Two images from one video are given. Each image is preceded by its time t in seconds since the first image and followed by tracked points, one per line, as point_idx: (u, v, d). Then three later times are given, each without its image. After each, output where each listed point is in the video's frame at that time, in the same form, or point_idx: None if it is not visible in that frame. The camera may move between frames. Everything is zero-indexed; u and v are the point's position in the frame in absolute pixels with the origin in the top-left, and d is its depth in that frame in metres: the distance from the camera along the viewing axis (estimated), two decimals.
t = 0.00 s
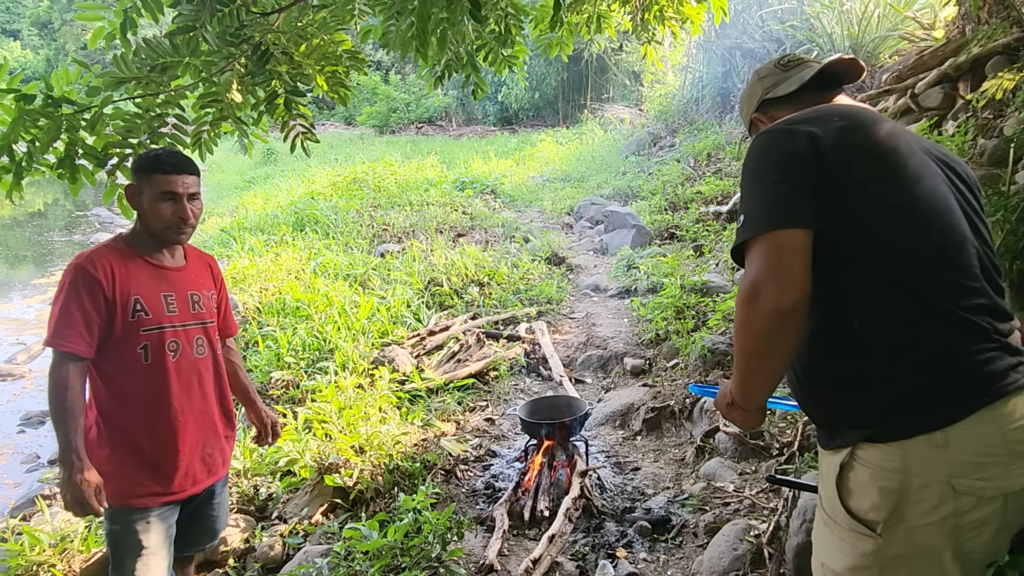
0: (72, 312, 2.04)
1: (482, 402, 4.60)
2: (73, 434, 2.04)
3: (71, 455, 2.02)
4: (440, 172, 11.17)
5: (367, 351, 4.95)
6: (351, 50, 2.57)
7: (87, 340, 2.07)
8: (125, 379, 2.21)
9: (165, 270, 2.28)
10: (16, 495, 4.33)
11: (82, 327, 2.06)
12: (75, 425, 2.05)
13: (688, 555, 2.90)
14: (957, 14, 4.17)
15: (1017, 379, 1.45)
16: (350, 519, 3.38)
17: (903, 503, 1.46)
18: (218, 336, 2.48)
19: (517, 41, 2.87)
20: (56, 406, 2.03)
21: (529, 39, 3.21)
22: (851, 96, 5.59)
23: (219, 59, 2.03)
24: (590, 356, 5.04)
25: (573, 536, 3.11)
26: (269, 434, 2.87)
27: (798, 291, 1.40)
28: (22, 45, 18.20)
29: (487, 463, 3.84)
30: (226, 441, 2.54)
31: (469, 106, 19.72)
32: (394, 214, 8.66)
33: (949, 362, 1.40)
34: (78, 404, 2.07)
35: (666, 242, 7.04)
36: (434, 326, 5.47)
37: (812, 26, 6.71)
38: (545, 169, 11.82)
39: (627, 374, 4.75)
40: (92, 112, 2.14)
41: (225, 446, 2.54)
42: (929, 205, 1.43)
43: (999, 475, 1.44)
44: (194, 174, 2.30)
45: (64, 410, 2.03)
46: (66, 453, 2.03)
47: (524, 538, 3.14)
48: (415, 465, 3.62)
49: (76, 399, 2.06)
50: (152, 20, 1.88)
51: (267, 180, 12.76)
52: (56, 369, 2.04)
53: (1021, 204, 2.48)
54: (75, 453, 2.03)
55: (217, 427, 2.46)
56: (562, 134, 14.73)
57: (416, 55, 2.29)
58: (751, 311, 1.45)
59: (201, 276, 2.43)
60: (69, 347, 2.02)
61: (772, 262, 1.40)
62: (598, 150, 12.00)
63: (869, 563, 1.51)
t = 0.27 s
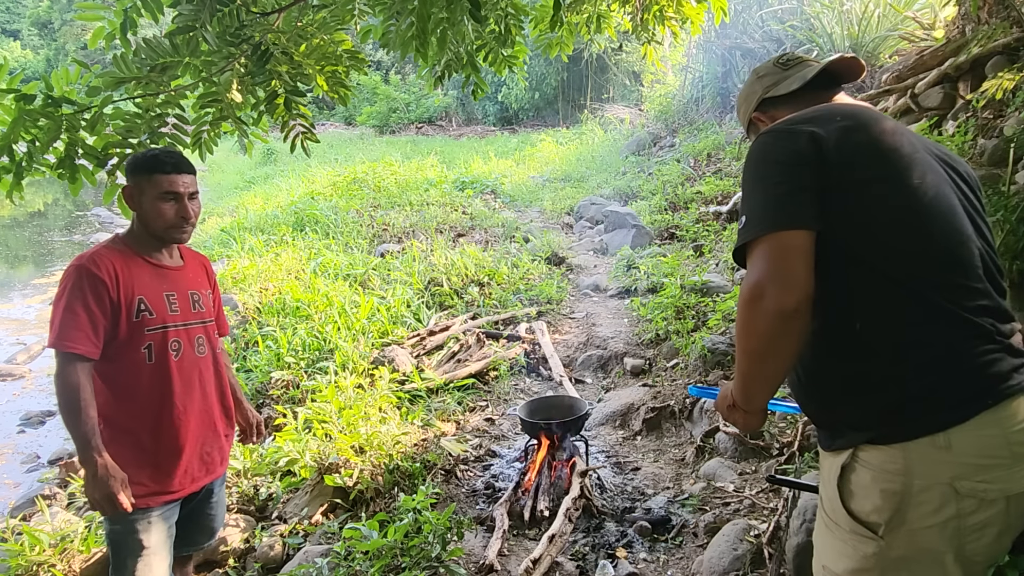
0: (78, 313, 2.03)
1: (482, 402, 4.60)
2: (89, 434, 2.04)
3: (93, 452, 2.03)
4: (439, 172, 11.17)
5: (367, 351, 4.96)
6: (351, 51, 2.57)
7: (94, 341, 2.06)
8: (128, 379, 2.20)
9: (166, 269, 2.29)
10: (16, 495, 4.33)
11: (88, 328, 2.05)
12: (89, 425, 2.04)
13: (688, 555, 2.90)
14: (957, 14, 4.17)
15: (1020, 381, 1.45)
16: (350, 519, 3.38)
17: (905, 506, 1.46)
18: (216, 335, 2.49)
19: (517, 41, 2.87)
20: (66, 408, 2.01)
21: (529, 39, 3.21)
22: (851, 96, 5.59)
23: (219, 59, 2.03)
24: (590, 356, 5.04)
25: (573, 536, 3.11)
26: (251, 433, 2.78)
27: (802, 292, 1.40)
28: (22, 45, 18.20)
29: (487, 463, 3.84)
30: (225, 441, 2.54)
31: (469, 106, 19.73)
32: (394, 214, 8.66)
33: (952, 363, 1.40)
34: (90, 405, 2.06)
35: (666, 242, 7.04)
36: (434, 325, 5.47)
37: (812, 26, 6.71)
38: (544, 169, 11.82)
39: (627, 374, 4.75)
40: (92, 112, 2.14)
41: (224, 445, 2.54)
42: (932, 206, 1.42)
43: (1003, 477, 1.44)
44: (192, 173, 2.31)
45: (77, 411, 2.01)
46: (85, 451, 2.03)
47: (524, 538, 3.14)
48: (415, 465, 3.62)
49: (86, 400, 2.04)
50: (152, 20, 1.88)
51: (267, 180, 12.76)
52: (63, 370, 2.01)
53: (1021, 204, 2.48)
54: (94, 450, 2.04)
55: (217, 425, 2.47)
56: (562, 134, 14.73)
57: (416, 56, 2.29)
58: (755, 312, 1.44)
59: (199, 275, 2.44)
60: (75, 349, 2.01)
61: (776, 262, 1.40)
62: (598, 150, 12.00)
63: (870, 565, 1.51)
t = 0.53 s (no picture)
0: (78, 313, 2.03)
1: (482, 402, 4.60)
2: (91, 433, 2.04)
3: (96, 452, 2.04)
4: (439, 172, 11.17)
5: (367, 351, 4.96)
6: (351, 50, 2.57)
7: (94, 341, 2.06)
8: (128, 379, 2.20)
9: (164, 269, 2.29)
10: (16, 495, 4.33)
11: (89, 329, 2.05)
12: (91, 426, 2.04)
13: (688, 555, 2.90)
14: (957, 14, 4.17)
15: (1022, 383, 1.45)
16: (350, 519, 3.38)
17: (907, 508, 1.46)
18: (214, 335, 2.49)
19: (517, 40, 2.87)
20: (66, 408, 2.01)
21: (529, 39, 3.21)
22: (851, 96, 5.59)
23: (219, 59, 2.03)
24: (590, 356, 5.04)
25: (573, 536, 3.11)
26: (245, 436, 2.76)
27: (808, 295, 1.39)
28: (22, 45, 18.20)
29: (487, 463, 3.84)
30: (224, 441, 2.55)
31: (469, 106, 19.72)
32: (394, 214, 8.66)
33: (957, 366, 1.40)
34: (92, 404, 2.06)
35: (666, 242, 7.04)
36: (434, 326, 5.47)
37: (812, 26, 6.71)
38: (544, 169, 11.82)
39: (627, 374, 4.75)
40: (92, 112, 2.14)
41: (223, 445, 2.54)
42: (937, 207, 1.42)
43: (1004, 479, 1.44)
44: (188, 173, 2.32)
45: (77, 412, 2.02)
46: (88, 451, 2.04)
47: (524, 538, 3.14)
48: (415, 465, 3.62)
49: (87, 400, 2.04)
50: (152, 20, 1.88)
51: (267, 180, 12.76)
52: (63, 370, 2.01)
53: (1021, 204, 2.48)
54: (97, 450, 2.04)
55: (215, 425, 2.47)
56: (562, 134, 14.72)
57: (416, 56, 2.29)
58: (760, 315, 1.43)
59: (198, 275, 2.45)
60: (76, 348, 2.01)
61: (782, 265, 1.39)
62: (598, 150, 11.99)
63: (871, 567, 1.51)
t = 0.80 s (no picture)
0: (67, 314, 2.03)
1: (482, 402, 4.60)
2: (75, 436, 2.03)
3: (77, 455, 2.02)
4: (439, 172, 11.17)
5: (367, 351, 4.96)
6: (351, 50, 2.57)
7: (82, 342, 2.06)
8: (119, 381, 2.20)
9: (157, 270, 2.28)
10: (16, 495, 4.33)
11: (77, 330, 2.05)
12: (76, 427, 2.04)
13: (688, 555, 2.90)
14: (957, 14, 4.17)
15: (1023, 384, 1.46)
16: (350, 519, 3.38)
17: (911, 509, 1.45)
18: (210, 337, 2.47)
19: (517, 40, 2.87)
20: (53, 410, 2.02)
21: (529, 39, 3.20)
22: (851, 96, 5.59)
23: (219, 58, 2.03)
24: (590, 356, 5.04)
25: (573, 536, 3.11)
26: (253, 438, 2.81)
27: (825, 298, 1.36)
28: (22, 45, 18.20)
29: (487, 463, 3.84)
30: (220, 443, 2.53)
31: (469, 106, 19.73)
32: (394, 214, 8.65)
33: (964, 369, 1.40)
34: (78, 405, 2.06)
35: (666, 242, 7.04)
36: (434, 325, 5.47)
37: (812, 26, 6.71)
38: (544, 169, 11.82)
39: (627, 374, 4.75)
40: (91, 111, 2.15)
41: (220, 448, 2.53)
42: (950, 210, 1.41)
43: (1007, 479, 1.45)
44: (181, 173, 2.28)
45: (63, 413, 2.02)
46: (70, 455, 2.02)
47: (524, 538, 3.14)
48: (415, 465, 3.62)
49: (74, 402, 2.04)
50: (152, 20, 1.88)
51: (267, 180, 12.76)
52: (52, 370, 2.02)
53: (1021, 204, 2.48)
54: (81, 453, 2.03)
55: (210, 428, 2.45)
56: (562, 134, 14.72)
57: (416, 56, 2.29)
58: (776, 318, 1.40)
59: (195, 277, 2.43)
60: (63, 350, 2.01)
61: (800, 267, 1.35)
62: (598, 150, 11.99)
63: (875, 568, 1.50)
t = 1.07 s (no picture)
0: (54, 314, 2.05)
1: (482, 402, 4.60)
2: (50, 437, 2.06)
3: (49, 458, 2.04)
4: (439, 172, 11.17)
5: (367, 351, 4.96)
6: (351, 50, 2.56)
7: (68, 342, 2.08)
8: (109, 382, 2.20)
9: (151, 272, 2.27)
10: (16, 495, 4.33)
11: (64, 330, 2.07)
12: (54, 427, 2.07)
13: (688, 555, 2.90)
14: (957, 14, 4.17)
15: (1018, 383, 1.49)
16: (350, 519, 3.38)
17: (920, 504, 1.44)
18: (207, 340, 2.45)
19: (516, 41, 2.87)
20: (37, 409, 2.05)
21: (529, 39, 3.20)
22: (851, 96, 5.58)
23: (219, 58, 2.03)
24: (590, 356, 5.04)
25: (573, 536, 3.10)
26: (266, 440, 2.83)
27: (860, 298, 1.31)
28: (23, 45, 18.22)
29: (487, 463, 3.84)
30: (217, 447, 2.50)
31: (469, 106, 19.73)
32: (394, 214, 8.65)
33: (974, 369, 1.41)
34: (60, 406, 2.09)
35: (666, 242, 7.04)
36: (434, 325, 5.47)
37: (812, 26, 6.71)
38: (544, 169, 11.82)
39: (627, 374, 4.74)
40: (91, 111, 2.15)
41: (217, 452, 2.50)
42: (964, 210, 1.41)
43: (1010, 472, 1.46)
44: (174, 173, 2.25)
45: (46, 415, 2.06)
46: (43, 455, 2.05)
47: (524, 538, 3.14)
48: (415, 465, 3.62)
49: (59, 402, 2.08)
50: (152, 19, 1.88)
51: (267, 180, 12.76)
52: (39, 370, 2.06)
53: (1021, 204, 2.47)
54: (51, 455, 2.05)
55: (206, 433, 2.43)
56: (562, 134, 14.72)
57: (415, 56, 2.29)
58: (808, 319, 1.33)
59: (194, 278, 2.41)
60: (49, 350, 2.03)
61: (835, 265, 1.30)
62: (598, 150, 11.99)
63: (883, 564, 1.47)
